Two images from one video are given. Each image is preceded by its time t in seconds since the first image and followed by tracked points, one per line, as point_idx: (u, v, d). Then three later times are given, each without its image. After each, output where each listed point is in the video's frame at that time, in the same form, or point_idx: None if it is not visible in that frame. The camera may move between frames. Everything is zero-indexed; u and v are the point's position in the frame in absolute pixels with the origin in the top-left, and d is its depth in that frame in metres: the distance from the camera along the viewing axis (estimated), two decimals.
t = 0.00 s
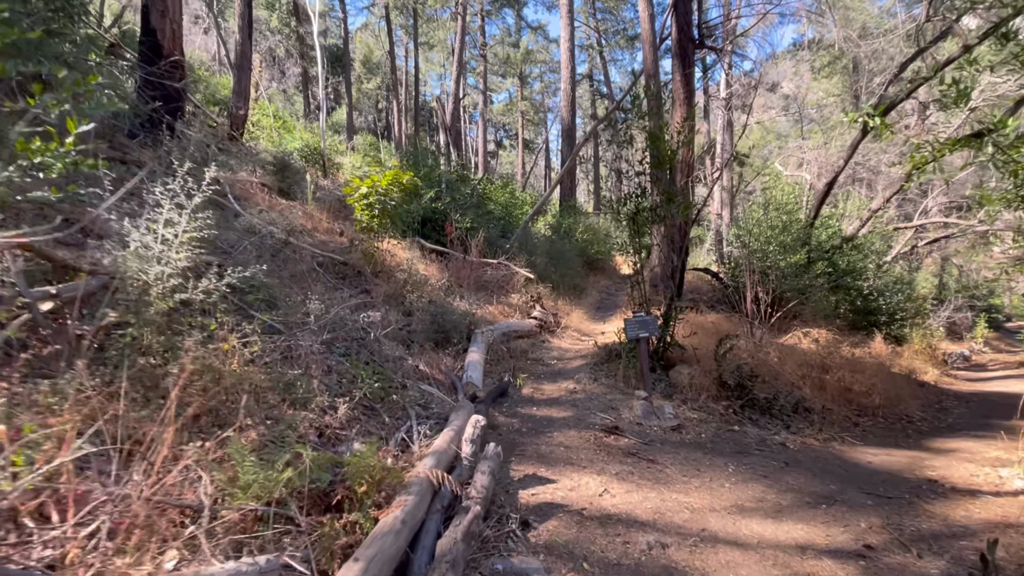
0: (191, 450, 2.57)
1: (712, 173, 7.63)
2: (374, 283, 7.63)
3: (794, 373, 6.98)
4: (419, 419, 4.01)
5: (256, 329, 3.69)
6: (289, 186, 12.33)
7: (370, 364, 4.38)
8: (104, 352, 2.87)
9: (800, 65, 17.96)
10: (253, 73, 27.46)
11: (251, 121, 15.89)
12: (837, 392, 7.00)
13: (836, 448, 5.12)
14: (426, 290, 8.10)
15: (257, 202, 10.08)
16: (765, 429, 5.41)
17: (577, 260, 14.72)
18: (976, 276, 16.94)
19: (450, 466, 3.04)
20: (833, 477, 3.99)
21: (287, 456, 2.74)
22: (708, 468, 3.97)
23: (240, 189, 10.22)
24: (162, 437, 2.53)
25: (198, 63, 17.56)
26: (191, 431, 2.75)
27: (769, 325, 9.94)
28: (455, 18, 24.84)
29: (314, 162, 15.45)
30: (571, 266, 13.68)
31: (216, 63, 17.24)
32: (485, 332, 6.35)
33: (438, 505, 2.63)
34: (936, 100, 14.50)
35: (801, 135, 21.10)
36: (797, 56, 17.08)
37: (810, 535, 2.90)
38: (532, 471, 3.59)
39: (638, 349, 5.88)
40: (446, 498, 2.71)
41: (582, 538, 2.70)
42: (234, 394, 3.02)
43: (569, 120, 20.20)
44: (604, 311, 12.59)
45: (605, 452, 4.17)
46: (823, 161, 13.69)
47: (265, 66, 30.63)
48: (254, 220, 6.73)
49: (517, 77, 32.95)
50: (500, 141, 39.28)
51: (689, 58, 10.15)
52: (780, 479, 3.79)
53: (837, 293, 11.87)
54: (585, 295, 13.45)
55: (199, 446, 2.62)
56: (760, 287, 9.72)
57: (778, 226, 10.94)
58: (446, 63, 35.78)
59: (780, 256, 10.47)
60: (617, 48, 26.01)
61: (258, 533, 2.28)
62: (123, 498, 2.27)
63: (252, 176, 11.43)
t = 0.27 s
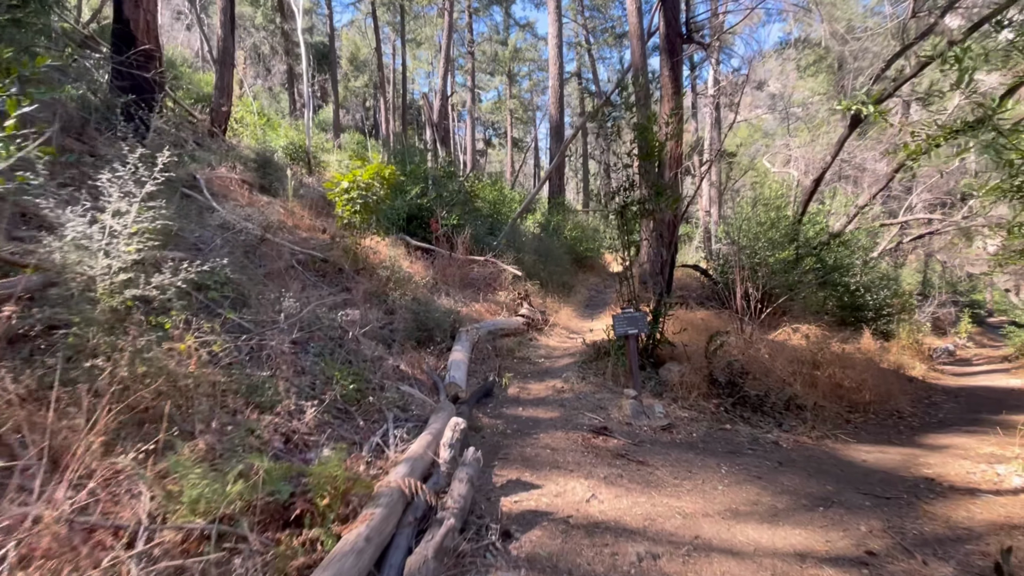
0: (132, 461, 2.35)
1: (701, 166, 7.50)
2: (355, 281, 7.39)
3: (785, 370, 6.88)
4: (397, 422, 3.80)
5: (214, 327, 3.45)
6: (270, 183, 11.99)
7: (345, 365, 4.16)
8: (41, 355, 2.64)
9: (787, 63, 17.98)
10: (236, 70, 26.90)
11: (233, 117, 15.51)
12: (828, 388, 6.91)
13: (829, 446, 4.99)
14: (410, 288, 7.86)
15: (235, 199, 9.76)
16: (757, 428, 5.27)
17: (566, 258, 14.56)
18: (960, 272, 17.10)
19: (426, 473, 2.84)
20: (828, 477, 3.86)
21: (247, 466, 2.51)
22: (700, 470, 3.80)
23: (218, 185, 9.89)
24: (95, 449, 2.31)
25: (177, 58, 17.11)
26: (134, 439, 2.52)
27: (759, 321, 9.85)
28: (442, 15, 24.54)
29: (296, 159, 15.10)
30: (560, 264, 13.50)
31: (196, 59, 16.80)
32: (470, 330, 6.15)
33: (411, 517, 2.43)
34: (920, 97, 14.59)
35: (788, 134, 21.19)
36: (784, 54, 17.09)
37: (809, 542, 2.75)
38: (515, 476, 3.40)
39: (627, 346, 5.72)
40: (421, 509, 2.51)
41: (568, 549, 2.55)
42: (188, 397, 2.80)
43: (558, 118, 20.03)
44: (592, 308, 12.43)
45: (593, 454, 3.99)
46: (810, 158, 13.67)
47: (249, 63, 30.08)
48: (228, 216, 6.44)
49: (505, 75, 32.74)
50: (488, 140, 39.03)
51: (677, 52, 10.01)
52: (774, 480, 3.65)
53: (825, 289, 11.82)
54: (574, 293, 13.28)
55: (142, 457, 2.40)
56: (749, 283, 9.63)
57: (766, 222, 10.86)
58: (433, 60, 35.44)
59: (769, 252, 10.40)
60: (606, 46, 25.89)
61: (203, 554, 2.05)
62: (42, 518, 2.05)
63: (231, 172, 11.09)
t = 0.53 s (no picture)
0: (36, 486, 2.24)
1: (687, 160, 7.38)
2: (333, 279, 7.12)
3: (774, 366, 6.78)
4: (370, 428, 3.57)
5: (161, 326, 3.33)
6: (248, 178, 11.58)
7: (315, 367, 3.91)
8: None
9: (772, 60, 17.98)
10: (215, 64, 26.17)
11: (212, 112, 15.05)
12: (817, 385, 6.82)
13: (820, 445, 4.88)
14: (391, 285, 7.59)
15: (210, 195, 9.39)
16: (747, 427, 5.14)
17: (553, 255, 14.37)
18: (941, 268, 17.28)
19: (396, 484, 2.63)
20: (822, 478, 3.73)
21: (196, 481, 2.28)
22: (689, 473, 3.64)
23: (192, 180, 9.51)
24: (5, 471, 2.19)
25: (152, 50, 16.53)
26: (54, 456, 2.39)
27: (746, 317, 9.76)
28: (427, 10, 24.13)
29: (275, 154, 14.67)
30: (546, 260, 13.30)
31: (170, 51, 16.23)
32: (453, 328, 5.92)
33: (376, 536, 2.22)
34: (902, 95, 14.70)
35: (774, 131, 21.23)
36: (769, 51, 17.10)
37: (806, 553, 2.60)
38: (495, 484, 3.20)
39: (614, 344, 5.54)
40: (387, 526, 2.30)
41: (552, 566, 2.38)
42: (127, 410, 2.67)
43: (545, 114, 19.81)
44: (580, 306, 12.24)
45: (578, 457, 3.81)
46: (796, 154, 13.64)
47: (230, 57, 29.38)
48: (196, 210, 6.29)
49: (492, 72, 32.43)
50: (475, 137, 38.68)
51: (665, 50, 9.81)
52: (767, 483, 3.50)
53: (811, 285, 11.80)
54: (561, 290, 13.10)
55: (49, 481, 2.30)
56: (737, 279, 9.53)
57: (754, 217, 10.78)
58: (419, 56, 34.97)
59: (756, 248, 10.32)
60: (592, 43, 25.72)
61: None
62: None
63: (206, 167, 10.68)
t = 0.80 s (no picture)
0: None
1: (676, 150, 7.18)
2: (312, 274, 6.87)
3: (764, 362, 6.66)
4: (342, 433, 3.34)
5: (105, 323, 3.13)
6: (229, 172, 11.27)
7: (284, 366, 3.70)
8: None
9: (762, 56, 17.90)
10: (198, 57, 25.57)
11: (196, 106, 14.70)
12: (808, 381, 6.71)
13: (812, 442, 4.75)
14: (373, 281, 7.36)
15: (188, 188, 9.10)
16: (738, 424, 4.99)
17: (542, 250, 14.18)
18: (928, 263, 17.35)
19: (361, 494, 2.42)
20: (815, 478, 3.59)
21: (133, 495, 2.05)
22: (679, 474, 3.49)
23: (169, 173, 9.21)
24: None
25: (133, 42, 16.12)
26: None
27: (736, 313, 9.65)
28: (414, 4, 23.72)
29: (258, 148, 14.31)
30: (535, 256, 13.11)
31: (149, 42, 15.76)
32: (434, 325, 5.72)
33: (332, 554, 2.02)
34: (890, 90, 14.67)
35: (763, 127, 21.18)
36: (758, 48, 17.02)
37: (802, 561, 2.45)
38: (473, 491, 3.01)
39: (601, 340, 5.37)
40: (346, 542, 2.10)
41: None
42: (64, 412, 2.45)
43: (534, 109, 19.59)
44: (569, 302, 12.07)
45: (563, 459, 3.63)
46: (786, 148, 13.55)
47: (216, 51, 28.87)
48: (166, 202, 6.05)
49: (481, 68, 32.14)
50: (465, 133, 38.35)
51: (654, 42, 9.60)
52: (759, 485, 3.35)
53: (801, 280, 11.73)
54: (550, 286, 12.93)
55: None
56: (727, 274, 9.41)
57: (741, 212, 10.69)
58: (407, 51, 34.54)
59: (745, 243, 10.21)
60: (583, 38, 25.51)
61: None
62: None
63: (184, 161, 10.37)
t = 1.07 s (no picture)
0: None
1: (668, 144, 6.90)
2: (291, 272, 6.61)
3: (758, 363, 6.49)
4: (309, 440, 3.12)
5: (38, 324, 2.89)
6: (211, 168, 10.96)
7: (250, 368, 3.46)
8: None
9: (755, 56, 17.78)
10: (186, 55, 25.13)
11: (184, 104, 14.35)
12: (802, 381, 6.55)
13: (809, 446, 4.57)
14: (356, 279, 7.11)
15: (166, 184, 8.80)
16: (732, 427, 4.80)
17: (533, 250, 13.96)
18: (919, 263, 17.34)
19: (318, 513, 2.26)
20: (814, 486, 3.40)
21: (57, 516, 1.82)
22: (670, 482, 3.29)
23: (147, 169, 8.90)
24: None
25: (118, 37, 15.77)
26: None
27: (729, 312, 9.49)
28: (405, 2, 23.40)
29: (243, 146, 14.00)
30: (526, 255, 12.89)
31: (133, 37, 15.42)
32: (417, 325, 5.50)
33: None
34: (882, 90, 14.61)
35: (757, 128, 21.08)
36: (751, 49, 16.93)
37: None
38: (449, 504, 2.79)
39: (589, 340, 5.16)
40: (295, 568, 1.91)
41: None
42: None
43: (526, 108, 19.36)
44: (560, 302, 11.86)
45: (547, 466, 3.42)
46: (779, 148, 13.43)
47: (205, 49, 28.43)
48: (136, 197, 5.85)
49: (473, 68, 31.93)
50: (457, 132, 38.09)
51: (645, 40, 9.36)
52: (756, 494, 3.16)
53: (795, 280, 11.59)
54: (541, 286, 12.71)
55: None
56: (720, 273, 9.24)
57: (733, 211, 10.55)
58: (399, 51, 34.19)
59: (738, 242, 10.05)
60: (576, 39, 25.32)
61: None
62: None
63: (164, 157, 10.06)
